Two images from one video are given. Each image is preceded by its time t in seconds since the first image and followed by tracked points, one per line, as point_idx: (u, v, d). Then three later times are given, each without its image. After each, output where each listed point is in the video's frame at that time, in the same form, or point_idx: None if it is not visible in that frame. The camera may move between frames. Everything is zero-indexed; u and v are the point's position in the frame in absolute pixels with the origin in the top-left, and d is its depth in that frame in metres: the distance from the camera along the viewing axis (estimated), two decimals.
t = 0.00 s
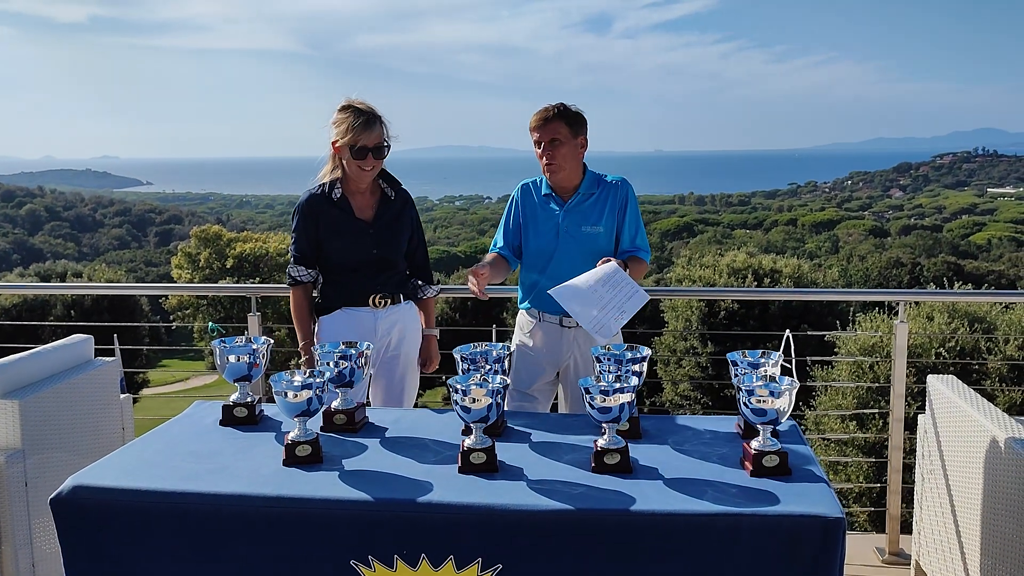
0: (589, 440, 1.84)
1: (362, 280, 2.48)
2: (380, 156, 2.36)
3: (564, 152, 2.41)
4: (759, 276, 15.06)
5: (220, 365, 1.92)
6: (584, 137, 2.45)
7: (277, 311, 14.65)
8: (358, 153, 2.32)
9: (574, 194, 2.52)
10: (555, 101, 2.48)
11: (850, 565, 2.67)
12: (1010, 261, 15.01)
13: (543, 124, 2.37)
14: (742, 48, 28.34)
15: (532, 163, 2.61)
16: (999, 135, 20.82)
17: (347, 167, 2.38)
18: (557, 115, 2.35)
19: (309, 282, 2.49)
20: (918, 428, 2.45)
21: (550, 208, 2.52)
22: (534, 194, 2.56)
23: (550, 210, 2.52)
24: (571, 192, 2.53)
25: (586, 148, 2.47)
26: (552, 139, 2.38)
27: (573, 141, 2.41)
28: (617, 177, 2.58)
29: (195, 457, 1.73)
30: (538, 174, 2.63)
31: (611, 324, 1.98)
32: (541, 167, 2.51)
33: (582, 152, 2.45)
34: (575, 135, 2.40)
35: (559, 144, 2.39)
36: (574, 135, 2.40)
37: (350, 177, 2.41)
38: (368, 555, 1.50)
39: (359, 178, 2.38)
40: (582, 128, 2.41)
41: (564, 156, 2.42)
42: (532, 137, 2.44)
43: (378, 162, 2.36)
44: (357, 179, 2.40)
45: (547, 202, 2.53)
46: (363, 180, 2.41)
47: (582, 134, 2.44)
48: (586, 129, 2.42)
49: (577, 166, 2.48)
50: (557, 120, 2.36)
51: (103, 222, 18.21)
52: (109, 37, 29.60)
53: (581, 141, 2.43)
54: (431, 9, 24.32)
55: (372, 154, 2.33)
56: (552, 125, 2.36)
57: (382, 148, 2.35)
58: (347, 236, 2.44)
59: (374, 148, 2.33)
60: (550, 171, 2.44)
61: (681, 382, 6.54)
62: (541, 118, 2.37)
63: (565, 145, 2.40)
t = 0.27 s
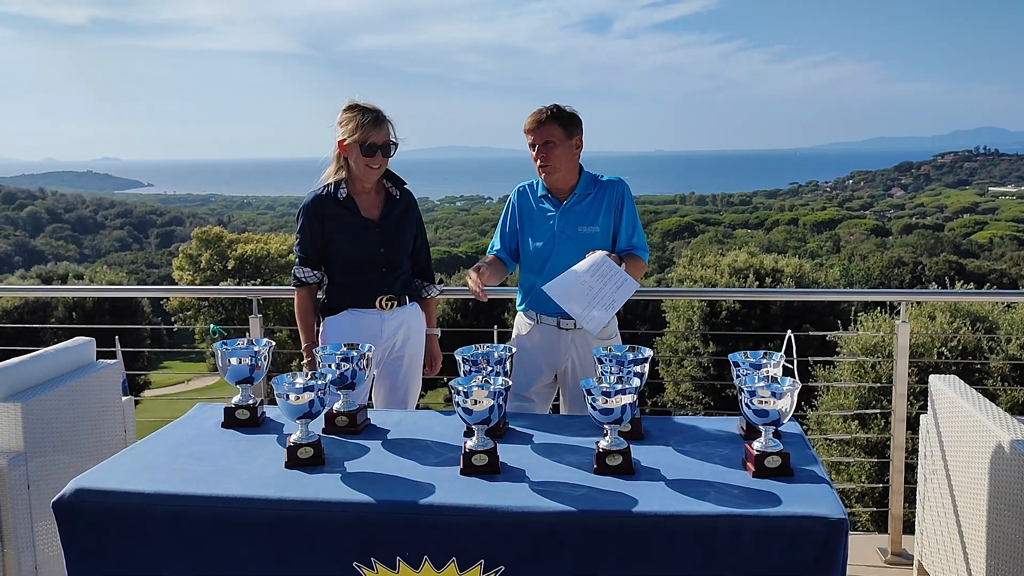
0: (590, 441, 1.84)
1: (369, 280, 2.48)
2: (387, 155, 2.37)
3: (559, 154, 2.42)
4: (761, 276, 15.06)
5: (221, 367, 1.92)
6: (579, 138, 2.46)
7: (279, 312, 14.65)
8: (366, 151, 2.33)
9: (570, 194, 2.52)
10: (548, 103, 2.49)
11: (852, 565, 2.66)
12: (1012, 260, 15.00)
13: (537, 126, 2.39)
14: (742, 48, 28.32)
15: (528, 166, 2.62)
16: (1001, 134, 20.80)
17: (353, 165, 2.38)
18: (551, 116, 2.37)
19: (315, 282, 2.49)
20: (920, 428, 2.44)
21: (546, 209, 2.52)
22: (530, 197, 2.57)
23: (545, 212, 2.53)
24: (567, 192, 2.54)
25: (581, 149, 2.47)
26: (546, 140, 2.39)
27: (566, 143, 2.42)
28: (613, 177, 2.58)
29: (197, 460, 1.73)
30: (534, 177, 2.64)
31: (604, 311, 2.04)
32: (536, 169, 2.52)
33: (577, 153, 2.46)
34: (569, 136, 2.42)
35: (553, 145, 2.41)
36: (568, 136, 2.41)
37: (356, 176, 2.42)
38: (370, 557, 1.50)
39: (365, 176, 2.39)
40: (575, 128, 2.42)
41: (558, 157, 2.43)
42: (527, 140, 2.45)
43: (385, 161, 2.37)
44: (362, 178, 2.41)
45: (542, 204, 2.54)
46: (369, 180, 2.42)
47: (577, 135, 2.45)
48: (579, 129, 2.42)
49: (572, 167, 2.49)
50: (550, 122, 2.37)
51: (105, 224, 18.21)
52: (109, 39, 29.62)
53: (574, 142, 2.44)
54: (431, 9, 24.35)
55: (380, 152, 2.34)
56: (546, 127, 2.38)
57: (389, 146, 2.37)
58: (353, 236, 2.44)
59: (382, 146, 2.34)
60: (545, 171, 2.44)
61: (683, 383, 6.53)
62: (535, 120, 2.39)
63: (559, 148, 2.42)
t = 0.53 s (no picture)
0: (594, 443, 1.84)
1: (375, 280, 2.49)
2: (395, 155, 2.40)
3: (548, 156, 2.42)
4: (764, 276, 15.08)
5: (226, 369, 1.92)
6: (569, 139, 2.45)
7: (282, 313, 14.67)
8: (375, 150, 2.36)
9: (560, 197, 2.53)
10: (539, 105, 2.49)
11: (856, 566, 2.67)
12: (1016, 259, 14.98)
13: (526, 128, 2.38)
14: (744, 48, 28.30)
15: (519, 168, 2.61)
16: (1004, 133, 20.78)
17: (361, 165, 2.41)
18: (540, 118, 2.36)
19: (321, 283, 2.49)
20: (925, 429, 2.44)
21: (537, 212, 2.52)
22: (522, 200, 2.57)
23: (536, 214, 2.53)
24: (557, 195, 2.54)
25: (570, 151, 2.47)
26: (536, 142, 2.39)
27: (557, 144, 2.42)
28: (603, 179, 2.58)
29: (204, 462, 1.74)
30: (525, 179, 2.64)
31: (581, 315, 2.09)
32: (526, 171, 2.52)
33: (566, 155, 2.45)
34: (559, 137, 2.41)
35: (543, 147, 2.40)
36: (558, 138, 2.41)
37: (364, 176, 2.44)
38: (375, 560, 1.51)
39: (372, 176, 2.41)
40: (565, 131, 2.42)
41: (548, 160, 2.42)
42: (517, 142, 2.45)
43: (392, 162, 2.40)
44: (370, 177, 2.43)
45: (533, 207, 2.54)
46: (376, 180, 2.44)
47: (567, 137, 2.45)
48: (569, 131, 2.42)
49: (562, 170, 2.49)
50: (540, 124, 2.37)
51: (108, 225, 18.24)
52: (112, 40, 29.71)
53: (564, 144, 2.44)
54: (433, 10, 24.38)
55: (388, 151, 2.37)
56: (536, 128, 2.37)
57: (397, 146, 2.39)
58: (361, 235, 2.45)
59: (391, 146, 2.37)
60: (534, 173, 2.44)
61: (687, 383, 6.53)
62: (525, 122, 2.39)
63: (549, 150, 2.41)
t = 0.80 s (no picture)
0: (598, 442, 1.85)
1: (384, 281, 2.50)
2: (402, 155, 2.41)
3: (537, 153, 2.41)
4: (766, 275, 15.10)
5: (232, 369, 1.93)
6: (557, 138, 2.45)
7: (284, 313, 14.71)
8: (383, 150, 2.37)
9: (548, 195, 2.53)
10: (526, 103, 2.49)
11: (860, 565, 2.66)
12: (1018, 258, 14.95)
13: (515, 125, 2.37)
14: (746, 47, 28.29)
15: (507, 167, 2.62)
16: (1006, 132, 20.77)
17: (368, 165, 2.41)
18: (529, 116, 2.35)
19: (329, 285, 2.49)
20: (929, 427, 2.44)
21: (525, 211, 2.53)
22: (510, 198, 2.57)
23: (525, 213, 2.54)
24: (545, 193, 2.54)
25: (559, 149, 2.47)
26: (524, 140, 2.38)
27: (545, 142, 2.41)
28: (591, 176, 2.59)
29: (209, 462, 1.74)
30: (513, 178, 2.64)
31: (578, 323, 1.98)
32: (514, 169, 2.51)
33: (555, 153, 2.45)
34: (548, 136, 2.41)
35: (532, 145, 2.39)
36: (547, 136, 2.40)
37: (372, 177, 2.45)
38: (380, 559, 1.51)
39: (379, 177, 2.42)
40: (554, 129, 2.41)
41: (537, 158, 2.42)
42: (505, 139, 2.44)
43: (399, 162, 2.41)
44: (377, 178, 2.44)
45: (521, 205, 2.54)
46: (383, 181, 2.45)
47: (555, 135, 2.44)
48: (558, 129, 2.42)
49: (551, 168, 2.49)
50: (529, 121, 2.36)
51: (110, 226, 18.28)
52: (114, 41, 29.79)
53: (553, 142, 2.44)
54: (434, 10, 24.39)
55: (396, 152, 2.39)
56: (524, 126, 2.36)
57: (405, 147, 2.41)
58: (368, 236, 2.46)
59: (397, 146, 2.39)
60: (522, 171, 2.43)
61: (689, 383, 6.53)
62: (514, 118, 2.37)
63: (538, 148, 2.40)
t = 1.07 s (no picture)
0: (600, 441, 1.85)
1: (388, 282, 2.50)
2: (405, 155, 2.41)
3: (525, 151, 2.41)
4: (767, 274, 15.12)
5: (233, 369, 1.93)
6: (546, 136, 2.46)
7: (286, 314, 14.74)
8: (385, 150, 2.37)
9: (536, 193, 2.53)
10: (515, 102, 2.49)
11: (863, 563, 2.66)
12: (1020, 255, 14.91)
13: (502, 123, 2.38)
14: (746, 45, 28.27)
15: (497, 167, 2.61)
16: (1008, 130, 20.71)
17: (371, 165, 2.42)
18: (517, 113, 2.35)
19: (334, 285, 2.50)
20: (931, 425, 2.44)
21: (513, 209, 2.53)
22: (498, 197, 2.56)
23: (513, 211, 2.54)
24: (533, 192, 2.54)
25: (547, 148, 2.47)
26: (512, 138, 2.39)
27: (534, 141, 2.42)
28: (579, 175, 2.58)
29: (212, 462, 1.74)
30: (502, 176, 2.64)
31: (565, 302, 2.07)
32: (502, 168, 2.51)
33: (543, 151, 2.45)
34: (536, 134, 2.41)
35: (521, 142, 2.40)
36: (536, 133, 2.40)
37: (375, 177, 2.45)
38: (383, 559, 1.51)
39: (383, 176, 2.42)
40: (542, 127, 2.42)
41: (525, 155, 2.42)
42: (494, 136, 2.44)
43: (403, 162, 2.42)
44: (380, 178, 2.44)
45: (509, 204, 2.54)
46: (386, 180, 2.45)
47: (544, 133, 2.45)
48: (546, 128, 2.42)
49: (539, 167, 2.48)
50: (517, 119, 2.36)
51: (111, 226, 18.31)
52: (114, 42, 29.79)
53: (541, 140, 2.44)
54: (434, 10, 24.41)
55: (399, 151, 2.39)
56: (512, 123, 2.37)
57: (408, 146, 2.41)
58: (372, 237, 2.46)
59: (400, 145, 2.38)
60: (511, 169, 2.44)
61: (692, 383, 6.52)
62: (503, 115, 2.38)
63: (527, 145, 2.40)
